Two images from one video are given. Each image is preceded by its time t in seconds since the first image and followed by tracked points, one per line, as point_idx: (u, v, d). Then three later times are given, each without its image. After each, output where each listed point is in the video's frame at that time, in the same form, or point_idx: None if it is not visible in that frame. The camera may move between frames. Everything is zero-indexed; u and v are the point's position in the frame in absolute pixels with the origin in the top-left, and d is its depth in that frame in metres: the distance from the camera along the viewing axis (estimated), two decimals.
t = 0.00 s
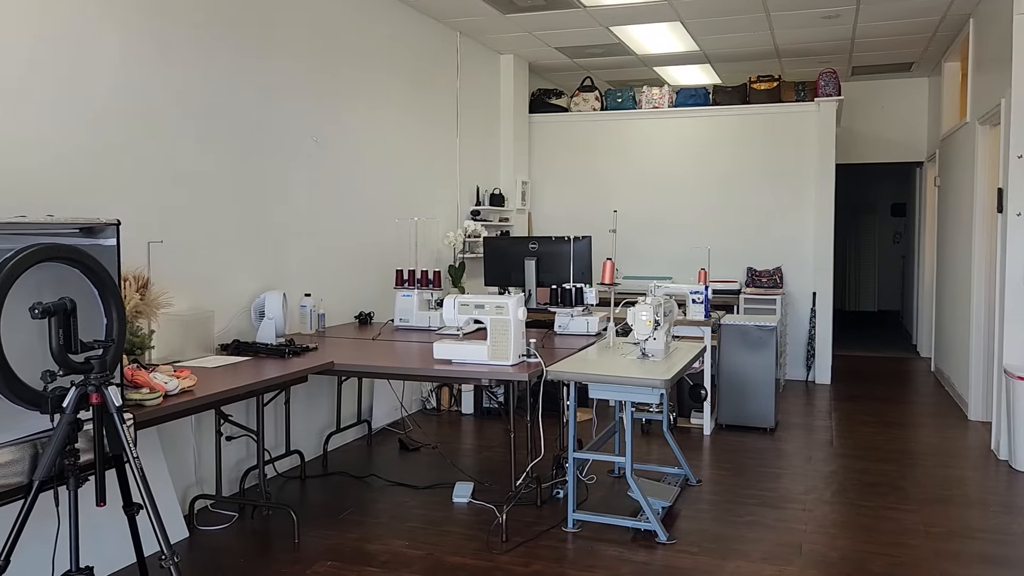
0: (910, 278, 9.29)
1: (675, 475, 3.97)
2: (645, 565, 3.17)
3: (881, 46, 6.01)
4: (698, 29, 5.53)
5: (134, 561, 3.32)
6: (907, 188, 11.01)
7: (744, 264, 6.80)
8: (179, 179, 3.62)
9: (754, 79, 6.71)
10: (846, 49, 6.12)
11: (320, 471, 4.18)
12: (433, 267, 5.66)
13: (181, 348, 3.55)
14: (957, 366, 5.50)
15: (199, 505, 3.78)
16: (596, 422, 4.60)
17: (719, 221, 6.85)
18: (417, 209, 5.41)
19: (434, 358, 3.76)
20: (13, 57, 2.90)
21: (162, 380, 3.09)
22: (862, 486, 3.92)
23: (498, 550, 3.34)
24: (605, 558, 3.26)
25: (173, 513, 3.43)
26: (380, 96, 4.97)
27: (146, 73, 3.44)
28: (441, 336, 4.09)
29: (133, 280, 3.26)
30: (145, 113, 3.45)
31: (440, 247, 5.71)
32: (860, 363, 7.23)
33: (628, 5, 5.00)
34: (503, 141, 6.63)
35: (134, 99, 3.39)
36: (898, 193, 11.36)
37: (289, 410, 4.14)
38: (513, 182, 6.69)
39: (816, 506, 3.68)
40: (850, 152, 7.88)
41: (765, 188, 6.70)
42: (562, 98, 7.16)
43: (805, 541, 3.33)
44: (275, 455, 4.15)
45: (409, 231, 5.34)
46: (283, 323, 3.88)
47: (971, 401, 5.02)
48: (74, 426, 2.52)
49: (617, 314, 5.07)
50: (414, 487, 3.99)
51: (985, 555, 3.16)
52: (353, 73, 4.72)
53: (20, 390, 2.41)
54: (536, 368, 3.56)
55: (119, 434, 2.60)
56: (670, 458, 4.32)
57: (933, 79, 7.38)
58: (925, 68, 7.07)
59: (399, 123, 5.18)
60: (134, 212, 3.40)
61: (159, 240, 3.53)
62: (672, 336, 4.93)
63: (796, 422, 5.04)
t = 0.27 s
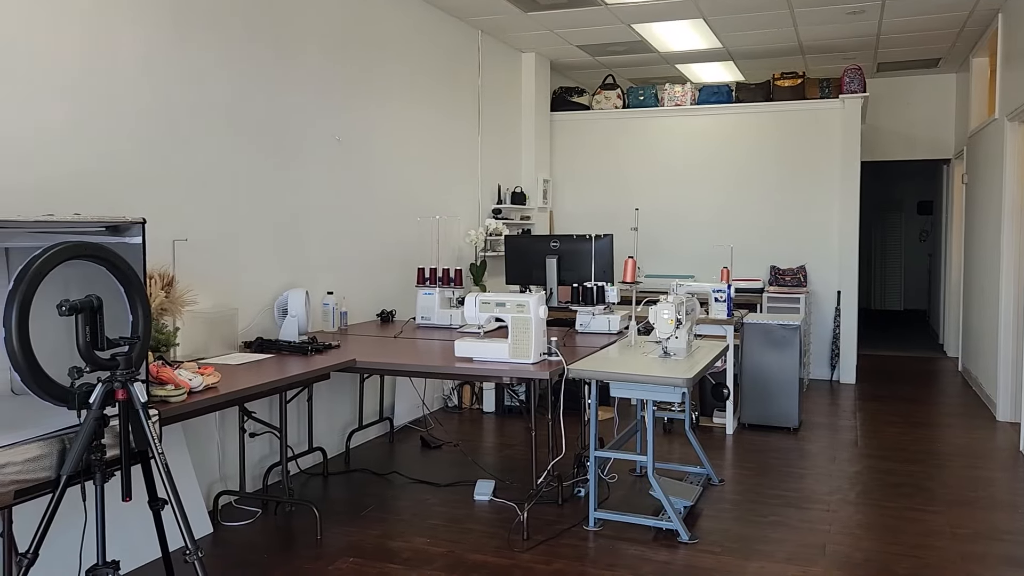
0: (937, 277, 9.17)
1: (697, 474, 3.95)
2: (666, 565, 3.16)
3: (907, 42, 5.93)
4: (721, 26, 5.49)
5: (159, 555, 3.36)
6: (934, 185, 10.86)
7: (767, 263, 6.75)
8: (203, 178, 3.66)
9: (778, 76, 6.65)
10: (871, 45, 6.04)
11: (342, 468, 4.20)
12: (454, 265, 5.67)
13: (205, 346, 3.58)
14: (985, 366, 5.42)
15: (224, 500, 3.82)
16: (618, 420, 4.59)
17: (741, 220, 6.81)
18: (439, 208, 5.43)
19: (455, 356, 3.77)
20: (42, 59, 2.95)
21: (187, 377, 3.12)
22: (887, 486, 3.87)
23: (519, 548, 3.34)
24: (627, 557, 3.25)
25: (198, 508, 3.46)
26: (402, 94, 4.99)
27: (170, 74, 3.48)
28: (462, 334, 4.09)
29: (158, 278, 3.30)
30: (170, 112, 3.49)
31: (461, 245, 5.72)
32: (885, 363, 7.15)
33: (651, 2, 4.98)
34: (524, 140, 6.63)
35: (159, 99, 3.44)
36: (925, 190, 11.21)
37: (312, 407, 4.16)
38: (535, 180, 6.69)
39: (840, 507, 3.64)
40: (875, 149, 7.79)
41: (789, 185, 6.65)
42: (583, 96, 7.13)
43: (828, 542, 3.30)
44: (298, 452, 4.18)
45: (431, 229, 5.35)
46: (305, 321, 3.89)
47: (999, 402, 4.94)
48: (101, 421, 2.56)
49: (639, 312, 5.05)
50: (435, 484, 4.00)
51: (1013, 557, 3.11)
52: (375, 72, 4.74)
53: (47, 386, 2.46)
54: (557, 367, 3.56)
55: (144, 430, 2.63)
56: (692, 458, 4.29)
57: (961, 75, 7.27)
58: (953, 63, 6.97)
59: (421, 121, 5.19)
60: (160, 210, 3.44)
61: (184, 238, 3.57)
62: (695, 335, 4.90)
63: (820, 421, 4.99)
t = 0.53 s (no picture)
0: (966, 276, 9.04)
1: (720, 473, 3.93)
2: (689, 564, 3.15)
3: (935, 37, 5.86)
4: (745, 23, 5.46)
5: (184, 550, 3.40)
6: (963, 183, 10.70)
7: (792, 261, 6.70)
8: (228, 177, 3.70)
9: (803, 73, 6.61)
10: (898, 40, 5.97)
11: (364, 465, 4.22)
12: (477, 263, 5.68)
13: (229, 342, 3.62)
14: (1014, 366, 5.33)
15: (248, 496, 3.85)
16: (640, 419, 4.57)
17: (765, 218, 6.77)
18: (461, 206, 5.44)
19: (477, 353, 3.78)
20: (72, 60, 3.00)
21: (212, 373, 3.16)
22: (914, 487, 3.83)
23: (541, 545, 3.34)
24: (649, 556, 3.24)
25: (222, 503, 3.50)
26: (424, 92, 5.01)
27: (196, 73, 3.53)
28: (484, 332, 4.07)
29: (183, 274, 3.33)
30: (196, 111, 3.54)
31: (484, 243, 5.74)
32: (912, 363, 7.06)
33: None
34: (547, 138, 6.63)
35: (185, 99, 3.48)
36: (954, 188, 11.04)
37: (335, 403, 4.19)
38: (557, 178, 6.68)
39: (865, 507, 3.60)
40: (902, 146, 7.70)
41: (812, 183, 6.60)
42: (606, 94, 7.15)
43: (853, 542, 3.27)
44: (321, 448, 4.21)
45: (454, 227, 5.37)
46: (329, 318, 3.92)
47: None
48: (128, 416, 2.61)
49: (662, 311, 5.03)
50: (457, 481, 4.01)
51: None
52: (398, 70, 4.76)
53: (75, 381, 2.54)
54: (579, 364, 3.56)
55: (170, 425, 2.68)
56: (715, 457, 4.27)
57: (990, 70, 7.16)
58: (983, 58, 6.87)
59: (444, 120, 5.21)
60: (185, 209, 3.48)
61: (209, 237, 3.60)
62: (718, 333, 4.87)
63: (845, 421, 4.94)
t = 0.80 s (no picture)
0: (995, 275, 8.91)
1: (744, 473, 3.90)
2: (713, 564, 3.13)
3: (965, 32, 5.77)
4: (771, 19, 5.41)
5: (211, 544, 3.43)
6: (993, 180, 10.54)
7: (818, 259, 6.63)
8: (254, 175, 3.74)
9: (831, 69, 6.55)
10: (927, 36, 5.89)
11: (388, 461, 4.24)
12: (500, 261, 5.69)
13: (255, 339, 3.64)
14: None
15: (273, 492, 3.88)
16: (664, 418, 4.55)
17: (790, 216, 6.71)
18: (485, 204, 5.45)
19: (500, 351, 3.78)
20: (102, 61, 3.05)
21: (237, 369, 3.19)
22: (942, 489, 3.77)
23: (564, 544, 3.34)
24: (673, 556, 3.22)
25: (248, 498, 3.53)
26: (448, 91, 5.02)
27: (223, 73, 3.57)
28: (507, 330, 4.08)
29: (210, 272, 3.36)
30: (222, 111, 3.57)
31: (507, 242, 5.74)
32: (940, 363, 6.97)
33: None
34: (571, 136, 6.62)
35: (212, 98, 3.52)
36: (984, 185, 10.88)
37: (359, 400, 4.21)
38: (581, 176, 6.66)
39: (893, 509, 3.56)
40: (930, 143, 7.60)
41: (838, 181, 6.53)
42: (629, 92, 7.11)
43: (880, 544, 3.23)
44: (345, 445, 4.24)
45: (477, 225, 5.38)
46: (353, 315, 3.93)
47: None
48: (155, 411, 2.63)
49: (686, 309, 5.00)
50: (480, 479, 4.01)
51: None
52: (422, 69, 4.78)
53: (104, 376, 2.56)
54: (602, 363, 3.55)
55: (196, 421, 2.69)
56: (739, 456, 4.24)
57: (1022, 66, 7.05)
58: (1014, 54, 6.76)
59: (467, 117, 5.22)
60: (212, 206, 3.52)
61: (235, 234, 3.64)
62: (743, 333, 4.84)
63: (873, 422, 4.89)
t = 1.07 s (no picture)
0: None
1: (771, 475, 3.87)
2: (739, 565, 3.11)
3: (997, 28, 5.68)
4: (799, 16, 5.36)
5: (238, 540, 3.46)
6: None
7: (847, 259, 6.56)
8: (280, 175, 3.77)
9: (859, 66, 6.47)
10: (958, 32, 5.81)
11: (413, 460, 4.25)
12: (525, 261, 5.70)
13: (281, 338, 3.67)
14: None
15: (299, 489, 3.91)
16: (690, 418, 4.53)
17: (816, 216, 6.65)
18: (510, 203, 5.46)
19: (525, 350, 3.78)
20: (131, 62, 3.09)
21: (264, 368, 3.22)
22: (974, 492, 3.72)
23: (588, 544, 3.34)
24: (698, 557, 3.20)
25: (274, 495, 3.56)
26: (474, 91, 5.03)
27: (250, 75, 3.60)
28: (532, 329, 4.07)
29: (237, 271, 3.40)
30: (249, 111, 3.61)
31: (531, 241, 5.75)
32: (970, 364, 6.86)
33: None
34: (596, 136, 6.60)
35: (238, 99, 3.55)
36: (1016, 184, 10.71)
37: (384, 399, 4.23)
38: (606, 175, 6.65)
39: (923, 512, 3.51)
40: (961, 141, 7.50)
41: (866, 179, 6.46)
42: (655, 90, 7.09)
43: (910, 548, 3.19)
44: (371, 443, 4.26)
45: (502, 225, 5.39)
46: (378, 314, 3.95)
47: None
48: (184, 409, 2.65)
49: (713, 309, 4.97)
50: (505, 478, 4.02)
51: None
52: (448, 69, 4.80)
53: (132, 372, 2.59)
54: (628, 363, 3.54)
55: (224, 418, 2.71)
56: (766, 458, 4.21)
57: None
58: None
59: (492, 117, 5.22)
60: (239, 206, 3.55)
61: (262, 233, 3.68)
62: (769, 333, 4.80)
63: (902, 424, 4.82)
